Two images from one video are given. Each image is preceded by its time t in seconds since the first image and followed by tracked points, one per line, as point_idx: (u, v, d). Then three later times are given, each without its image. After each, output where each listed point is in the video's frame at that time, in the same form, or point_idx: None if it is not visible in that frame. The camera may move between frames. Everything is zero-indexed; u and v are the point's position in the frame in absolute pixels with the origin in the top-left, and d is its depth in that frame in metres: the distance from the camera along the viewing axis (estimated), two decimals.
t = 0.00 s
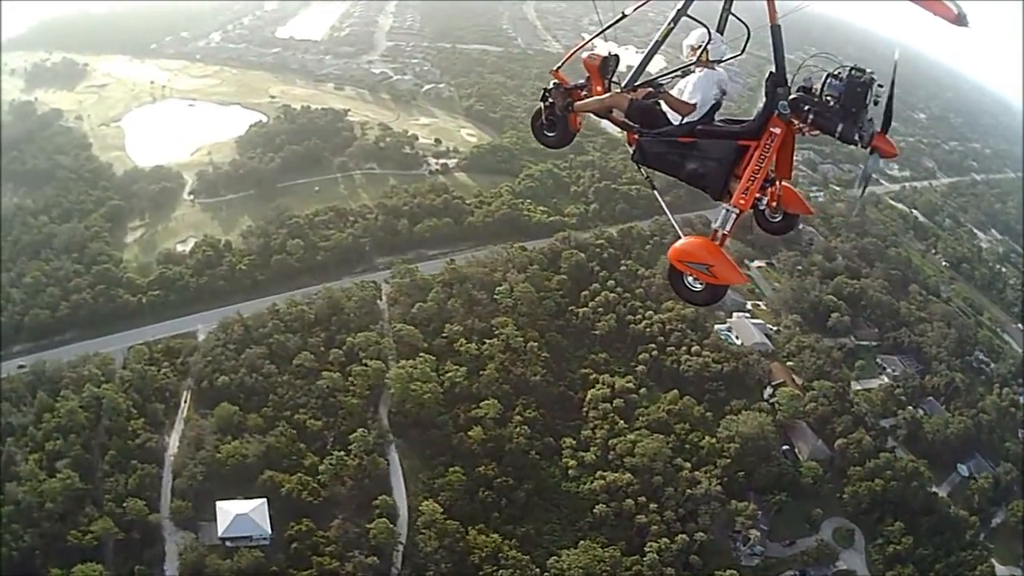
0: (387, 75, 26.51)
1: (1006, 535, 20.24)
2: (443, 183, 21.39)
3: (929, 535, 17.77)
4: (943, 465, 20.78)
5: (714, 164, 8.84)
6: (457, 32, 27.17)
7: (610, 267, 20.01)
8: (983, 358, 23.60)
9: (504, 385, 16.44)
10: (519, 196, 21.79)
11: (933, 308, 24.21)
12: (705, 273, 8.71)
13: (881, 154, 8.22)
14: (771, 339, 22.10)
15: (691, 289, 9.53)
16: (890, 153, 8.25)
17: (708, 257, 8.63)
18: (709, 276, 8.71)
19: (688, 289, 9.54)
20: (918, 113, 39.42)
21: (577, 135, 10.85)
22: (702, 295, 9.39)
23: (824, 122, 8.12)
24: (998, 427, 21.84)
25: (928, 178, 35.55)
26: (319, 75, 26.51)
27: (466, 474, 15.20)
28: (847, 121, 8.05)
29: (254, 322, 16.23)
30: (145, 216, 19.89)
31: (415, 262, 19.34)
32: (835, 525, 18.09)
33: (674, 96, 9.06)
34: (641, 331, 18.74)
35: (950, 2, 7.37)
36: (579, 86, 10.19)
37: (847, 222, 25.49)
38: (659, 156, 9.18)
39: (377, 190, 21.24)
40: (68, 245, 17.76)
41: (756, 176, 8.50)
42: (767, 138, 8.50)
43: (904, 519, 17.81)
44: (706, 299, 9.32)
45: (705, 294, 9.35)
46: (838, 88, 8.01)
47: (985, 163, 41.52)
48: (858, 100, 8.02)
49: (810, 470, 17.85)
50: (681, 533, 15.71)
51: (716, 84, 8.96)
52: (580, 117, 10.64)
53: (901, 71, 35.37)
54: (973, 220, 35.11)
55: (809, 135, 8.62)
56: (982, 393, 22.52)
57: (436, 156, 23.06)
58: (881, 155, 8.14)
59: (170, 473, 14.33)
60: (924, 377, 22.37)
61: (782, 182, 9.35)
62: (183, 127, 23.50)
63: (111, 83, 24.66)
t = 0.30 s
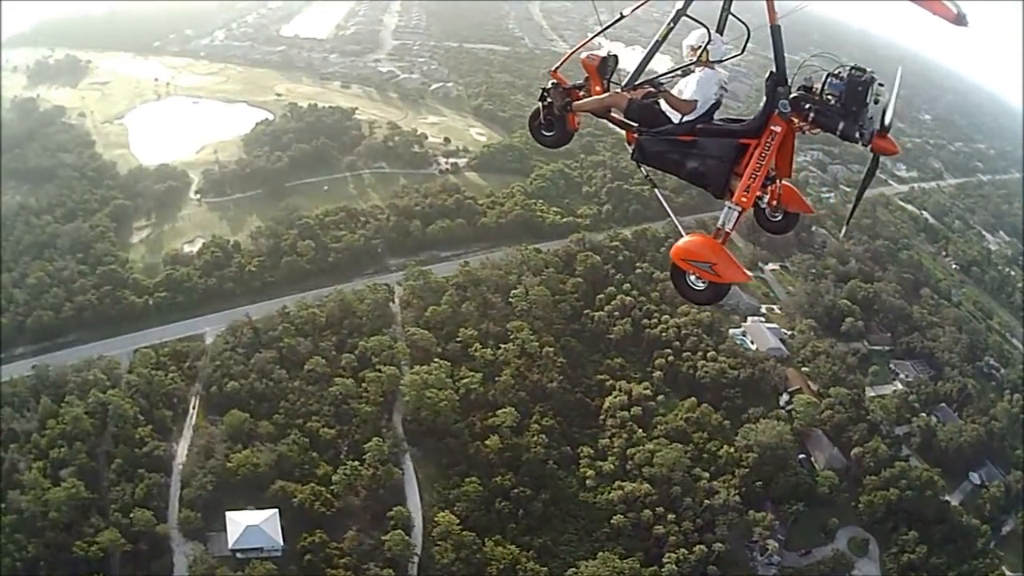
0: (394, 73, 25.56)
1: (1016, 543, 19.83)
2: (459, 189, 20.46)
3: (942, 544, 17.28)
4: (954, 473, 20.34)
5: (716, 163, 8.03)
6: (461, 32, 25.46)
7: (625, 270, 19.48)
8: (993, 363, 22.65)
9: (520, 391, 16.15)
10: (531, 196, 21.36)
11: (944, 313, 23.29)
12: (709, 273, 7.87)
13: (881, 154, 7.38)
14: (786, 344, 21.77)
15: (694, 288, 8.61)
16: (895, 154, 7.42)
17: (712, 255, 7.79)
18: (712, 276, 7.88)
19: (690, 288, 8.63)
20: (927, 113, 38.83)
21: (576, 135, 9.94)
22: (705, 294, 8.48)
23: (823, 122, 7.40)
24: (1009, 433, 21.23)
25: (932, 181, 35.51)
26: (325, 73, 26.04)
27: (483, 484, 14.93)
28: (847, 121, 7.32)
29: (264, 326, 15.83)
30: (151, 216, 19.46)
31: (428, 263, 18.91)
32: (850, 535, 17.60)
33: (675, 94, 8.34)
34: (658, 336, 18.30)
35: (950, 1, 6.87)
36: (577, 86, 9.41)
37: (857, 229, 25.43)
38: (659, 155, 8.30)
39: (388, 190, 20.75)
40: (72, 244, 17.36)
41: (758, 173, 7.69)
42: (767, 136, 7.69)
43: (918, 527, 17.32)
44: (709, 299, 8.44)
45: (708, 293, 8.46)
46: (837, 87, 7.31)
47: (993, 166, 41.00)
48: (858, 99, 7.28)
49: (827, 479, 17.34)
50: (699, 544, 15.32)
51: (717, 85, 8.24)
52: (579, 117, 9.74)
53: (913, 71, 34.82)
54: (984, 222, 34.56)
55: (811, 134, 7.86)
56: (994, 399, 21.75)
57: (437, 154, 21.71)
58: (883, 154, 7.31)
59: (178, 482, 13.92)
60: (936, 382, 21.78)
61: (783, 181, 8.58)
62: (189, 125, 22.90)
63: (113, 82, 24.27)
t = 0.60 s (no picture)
0: (405, 71, 24.63)
1: None
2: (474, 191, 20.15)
3: (954, 556, 16.92)
4: (968, 482, 19.58)
5: (717, 164, 8.33)
6: (470, 28, 24.15)
7: (642, 276, 19.08)
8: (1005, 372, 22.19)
9: (539, 399, 15.91)
10: (545, 200, 20.85)
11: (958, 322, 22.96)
12: (711, 273, 8.27)
13: (884, 152, 7.87)
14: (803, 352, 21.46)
15: (696, 288, 8.87)
16: (893, 151, 7.91)
17: (713, 256, 8.20)
18: (715, 276, 8.28)
19: (692, 288, 8.89)
20: (935, 120, 38.54)
21: (576, 136, 10.03)
22: (706, 295, 8.77)
23: (824, 121, 7.72)
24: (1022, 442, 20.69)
25: (943, 188, 34.77)
26: (336, 71, 24.97)
27: (501, 495, 14.56)
28: (848, 120, 7.65)
29: (276, 329, 15.37)
30: (158, 216, 19.03)
31: (442, 267, 18.44)
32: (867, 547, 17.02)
33: (675, 95, 8.62)
34: (676, 343, 17.92)
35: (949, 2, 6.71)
36: (577, 87, 9.52)
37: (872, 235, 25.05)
38: (659, 156, 8.60)
39: (401, 192, 20.33)
40: (79, 242, 16.90)
41: (759, 174, 8.01)
42: (768, 137, 8.00)
43: (933, 539, 16.89)
44: (712, 300, 8.75)
45: (711, 293, 8.73)
46: (839, 86, 7.64)
47: (1001, 172, 40.59)
48: (859, 99, 7.62)
49: (843, 490, 16.86)
50: (719, 557, 15.01)
51: (716, 86, 8.46)
52: (579, 118, 9.84)
53: (922, 77, 34.48)
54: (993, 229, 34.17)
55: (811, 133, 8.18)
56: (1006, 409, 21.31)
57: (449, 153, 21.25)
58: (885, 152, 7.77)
59: (189, 491, 13.45)
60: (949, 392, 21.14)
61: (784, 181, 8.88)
62: (198, 122, 22.64)
63: (120, 77, 24.15)
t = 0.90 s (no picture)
0: (421, 71, 23.96)
1: None
2: (491, 193, 19.51)
3: (971, 568, 16.56)
4: (983, 493, 19.47)
5: (716, 164, 8.46)
6: (487, 28, 23.07)
7: (664, 282, 18.51)
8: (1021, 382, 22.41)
9: (561, 408, 15.54)
10: (565, 202, 20.34)
11: (974, 331, 22.91)
12: (710, 273, 8.44)
13: (881, 153, 7.94)
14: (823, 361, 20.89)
15: (695, 288, 9.00)
16: (892, 152, 7.96)
17: (712, 256, 8.36)
18: (714, 276, 8.44)
19: (691, 288, 9.02)
20: (948, 125, 38.12)
21: (577, 136, 10.17)
22: (705, 294, 8.91)
23: (823, 122, 7.82)
24: None
25: (958, 194, 34.38)
26: (351, 69, 24.55)
27: (524, 506, 14.26)
28: (847, 121, 7.74)
29: (292, 334, 14.93)
30: (170, 212, 18.62)
31: (462, 271, 18.04)
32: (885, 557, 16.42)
33: (675, 96, 8.70)
34: (698, 351, 17.39)
35: (949, 2, 7.58)
36: (580, 87, 9.64)
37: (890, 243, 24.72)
38: (660, 156, 8.74)
39: (418, 192, 19.91)
40: (89, 241, 16.65)
41: (758, 174, 8.13)
42: (767, 138, 8.14)
43: (950, 551, 16.51)
44: (711, 299, 8.89)
45: (710, 293, 8.88)
46: (838, 87, 7.72)
47: (1015, 179, 40.09)
48: (859, 100, 7.72)
49: (864, 501, 16.39)
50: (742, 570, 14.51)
51: (717, 86, 8.61)
52: (580, 118, 9.97)
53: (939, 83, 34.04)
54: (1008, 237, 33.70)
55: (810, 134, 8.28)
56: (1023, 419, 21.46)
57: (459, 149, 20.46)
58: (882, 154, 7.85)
59: (203, 498, 13.01)
60: (966, 402, 21.18)
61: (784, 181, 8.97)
62: (210, 119, 22.04)
63: (130, 71, 23.82)
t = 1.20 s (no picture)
0: (438, 70, 23.80)
1: None
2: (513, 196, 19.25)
3: None
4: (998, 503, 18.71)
5: (716, 163, 8.41)
6: (504, 28, 22.93)
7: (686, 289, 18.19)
8: None
9: (586, 418, 15.08)
10: (585, 207, 19.61)
11: (991, 339, 22.14)
12: (709, 272, 8.40)
13: (882, 152, 7.95)
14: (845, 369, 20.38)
15: (694, 286, 9.01)
16: (892, 151, 7.98)
17: (711, 255, 8.32)
18: (712, 275, 8.40)
19: (690, 286, 9.01)
20: (960, 129, 37.67)
21: (578, 135, 10.12)
22: (704, 293, 8.92)
23: (822, 122, 7.85)
24: None
25: (973, 201, 33.90)
26: (367, 68, 24.37)
27: (548, 519, 13.82)
28: (847, 121, 7.77)
29: (311, 338, 14.45)
30: (185, 212, 18.24)
31: (484, 275, 17.59)
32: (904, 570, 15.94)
33: (674, 96, 8.46)
34: (722, 359, 16.96)
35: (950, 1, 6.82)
36: (580, 87, 9.54)
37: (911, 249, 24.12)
38: (660, 156, 8.64)
39: (437, 194, 19.46)
40: (100, 241, 16.18)
41: (757, 174, 8.10)
42: (767, 137, 8.13)
43: (966, 562, 15.95)
44: (708, 298, 8.91)
45: (708, 292, 8.91)
46: (838, 87, 7.72)
47: None
48: (859, 100, 7.72)
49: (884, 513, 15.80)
50: None
51: (716, 85, 8.39)
52: (581, 117, 9.91)
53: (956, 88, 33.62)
54: None
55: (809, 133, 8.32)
56: None
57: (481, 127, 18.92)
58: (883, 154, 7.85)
59: (218, 510, 12.54)
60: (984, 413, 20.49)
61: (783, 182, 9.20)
62: (228, 116, 21.75)
63: (143, 68, 22.90)
